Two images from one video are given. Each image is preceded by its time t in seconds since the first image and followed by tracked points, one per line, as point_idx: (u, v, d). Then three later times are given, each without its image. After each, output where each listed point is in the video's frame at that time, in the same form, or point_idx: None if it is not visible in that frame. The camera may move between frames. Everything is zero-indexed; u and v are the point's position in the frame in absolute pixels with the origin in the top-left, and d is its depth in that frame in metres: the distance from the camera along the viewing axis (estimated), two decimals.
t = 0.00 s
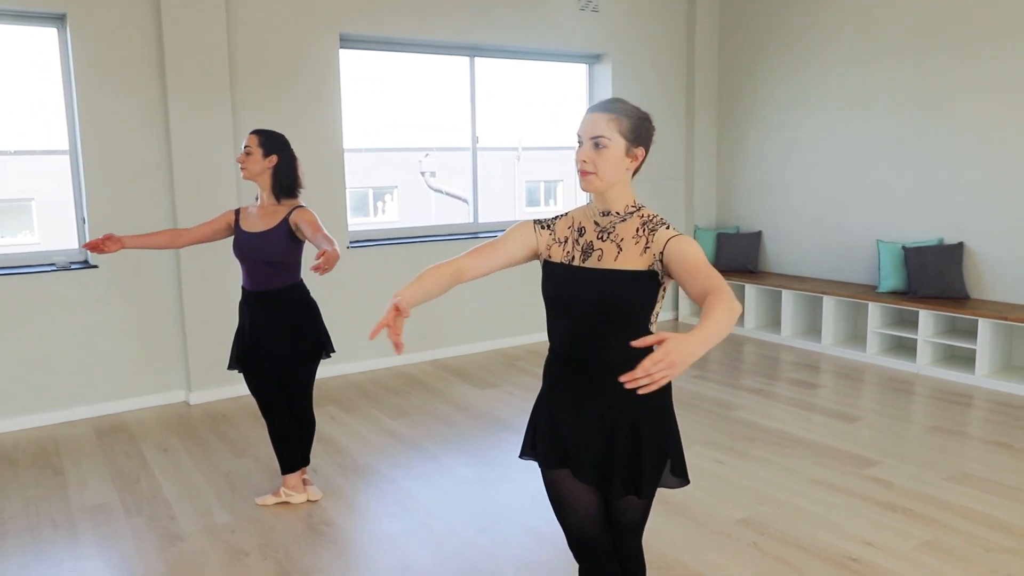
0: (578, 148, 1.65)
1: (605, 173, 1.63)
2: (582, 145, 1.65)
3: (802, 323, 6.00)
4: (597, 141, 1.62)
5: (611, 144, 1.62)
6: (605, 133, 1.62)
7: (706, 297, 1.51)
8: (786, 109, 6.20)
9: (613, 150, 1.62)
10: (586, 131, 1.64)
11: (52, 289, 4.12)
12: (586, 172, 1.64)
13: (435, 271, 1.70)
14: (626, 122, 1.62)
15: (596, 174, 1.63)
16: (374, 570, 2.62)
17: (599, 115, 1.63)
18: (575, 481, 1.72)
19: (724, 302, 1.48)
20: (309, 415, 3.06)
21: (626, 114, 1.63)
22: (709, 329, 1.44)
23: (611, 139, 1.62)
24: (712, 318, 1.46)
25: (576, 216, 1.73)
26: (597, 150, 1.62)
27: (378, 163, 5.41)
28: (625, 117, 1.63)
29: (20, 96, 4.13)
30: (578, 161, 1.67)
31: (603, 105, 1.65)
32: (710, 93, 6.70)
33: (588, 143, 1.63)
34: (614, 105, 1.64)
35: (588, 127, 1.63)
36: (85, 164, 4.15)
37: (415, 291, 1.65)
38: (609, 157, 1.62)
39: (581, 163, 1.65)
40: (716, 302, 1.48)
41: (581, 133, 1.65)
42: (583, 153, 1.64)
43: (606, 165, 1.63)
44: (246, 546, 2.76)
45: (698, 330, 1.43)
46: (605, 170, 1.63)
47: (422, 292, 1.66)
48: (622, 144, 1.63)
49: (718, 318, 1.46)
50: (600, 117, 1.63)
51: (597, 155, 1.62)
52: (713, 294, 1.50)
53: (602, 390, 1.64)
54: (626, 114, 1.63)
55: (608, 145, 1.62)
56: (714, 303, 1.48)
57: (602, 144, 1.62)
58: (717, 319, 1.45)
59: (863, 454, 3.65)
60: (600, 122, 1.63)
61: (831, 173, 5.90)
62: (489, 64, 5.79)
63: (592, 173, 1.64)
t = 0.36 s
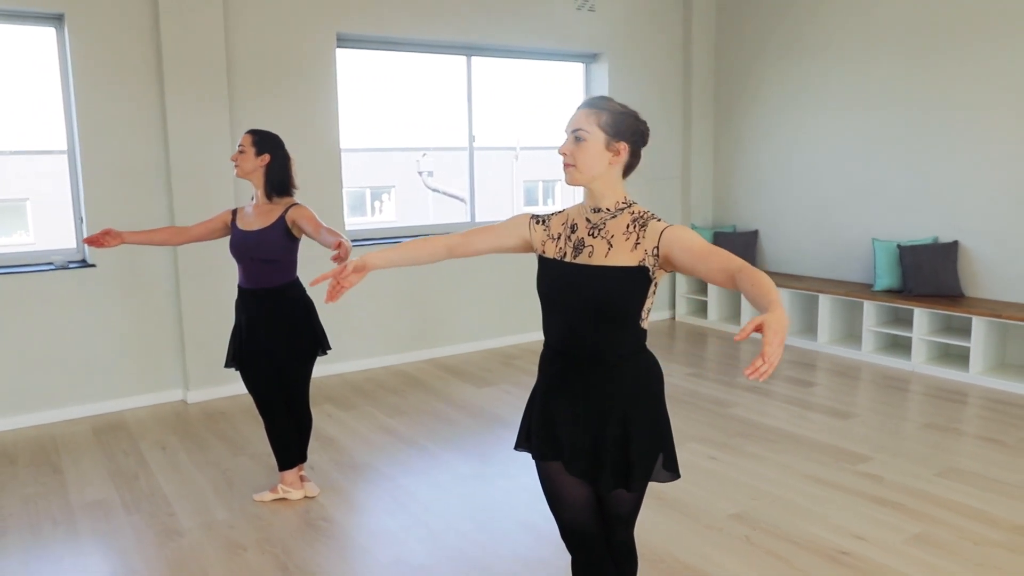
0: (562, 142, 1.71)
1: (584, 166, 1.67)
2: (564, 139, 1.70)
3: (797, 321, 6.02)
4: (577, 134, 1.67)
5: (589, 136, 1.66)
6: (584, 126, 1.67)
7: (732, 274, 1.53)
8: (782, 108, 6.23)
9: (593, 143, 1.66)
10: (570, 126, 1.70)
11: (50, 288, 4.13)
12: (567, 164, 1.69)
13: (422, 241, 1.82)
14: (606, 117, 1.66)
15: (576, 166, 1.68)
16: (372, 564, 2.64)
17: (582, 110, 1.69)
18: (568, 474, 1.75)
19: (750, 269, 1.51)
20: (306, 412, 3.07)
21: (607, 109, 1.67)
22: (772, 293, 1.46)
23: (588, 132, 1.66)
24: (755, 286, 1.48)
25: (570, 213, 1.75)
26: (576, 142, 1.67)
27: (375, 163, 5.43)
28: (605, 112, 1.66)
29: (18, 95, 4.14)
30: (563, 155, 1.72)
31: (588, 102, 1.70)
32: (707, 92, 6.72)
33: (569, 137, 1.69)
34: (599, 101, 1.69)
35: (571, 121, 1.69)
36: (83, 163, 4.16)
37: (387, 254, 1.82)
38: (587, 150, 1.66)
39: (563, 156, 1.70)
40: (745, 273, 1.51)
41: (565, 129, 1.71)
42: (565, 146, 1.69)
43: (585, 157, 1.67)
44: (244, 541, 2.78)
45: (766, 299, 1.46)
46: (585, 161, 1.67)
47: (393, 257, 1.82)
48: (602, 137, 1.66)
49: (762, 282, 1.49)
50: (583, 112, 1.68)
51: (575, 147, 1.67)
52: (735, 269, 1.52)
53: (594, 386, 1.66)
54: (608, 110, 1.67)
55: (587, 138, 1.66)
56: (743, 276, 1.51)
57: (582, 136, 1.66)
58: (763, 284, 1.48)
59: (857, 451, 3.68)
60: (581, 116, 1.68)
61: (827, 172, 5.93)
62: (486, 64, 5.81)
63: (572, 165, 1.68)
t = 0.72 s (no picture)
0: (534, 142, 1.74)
1: (556, 164, 1.70)
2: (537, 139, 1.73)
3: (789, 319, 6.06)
4: (548, 133, 1.70)
5: (561, 135, 1.69)
6: (556, 126, 1.70)
7: (719, 265, 1.58)
8: (773, 108, 6.26)
9: (564, 142, 1.69)
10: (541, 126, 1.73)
11: (43, 287, 4.15)
12: (539, 162, 1.72)
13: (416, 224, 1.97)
14: (578, 116, 1.69)
15: (547, 163, 1.71)
16: (360, 559, 2.68)
17: (554, 110, 1.72)
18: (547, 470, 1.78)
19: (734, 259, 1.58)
20: (294, 410, 3.10)
21: (579, 109, 1.70)
22: (764, 277, 1.54)
23: (559, 130, 1.69)
24: (745, 272, 1.55)
25: (547, 212, 1.78)
26: (547, 141, 1.70)
27: (367, 163, 5.44)
28: (576, 111, 1.70)
29: (10, 95, 4.16)
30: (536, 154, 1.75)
31: (560, 103, 1.73)
32: (698, 91, 6.75)
33: (542, 136, 1.72)
34: (570, 102, 1.72)
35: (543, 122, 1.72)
36: (75, 163, 4.18)
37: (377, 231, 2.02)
38: (558, 148, 1.69)
39: (536, 155, 1.73)
40: (731, 262, 1.57)
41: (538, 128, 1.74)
42: (537, 145, 1.72)
43: (556, 155, 1.70)
44: (234, 538, 2.81)
45: (764, 283, 1.53)
46: (557, 159, 1.70)
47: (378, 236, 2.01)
48: (572, 136, 1.69)
49: (751, 268, 1.55)
50: (554, 112, 1.71)
51: (546, 145, 1.70)
52: (720, 259, 1.58)
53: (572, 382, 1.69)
54: (579, 110, 1.70)
55: (559, 137, 1.69)
56: (730, 265, 1.56)
57: (553, 135, 1.70)
58: (753, 270, 1.55)
59: (843, 448, 3.71)
60: (553, 116, 1.71)
61: (817, 171, 5.97)
62: (477, 64, 5.83)
63: (543, 164, 1.71)
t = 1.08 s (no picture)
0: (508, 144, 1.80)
1: (528, 165, 1.75)
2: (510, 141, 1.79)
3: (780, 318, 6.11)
4: (520, 135, 1.76)
5: (532, 137, 1.74)
6: (528, 128, 1.75)
7: (691, 257, 1.63)
8: (764, 108, 6.31)
9: (535, 143, 1.75)
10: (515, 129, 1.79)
11: (39, 286, 4.20)
12: (513, 164, 1.77)
13: (401, 218, 2.10)
14: (548, 119, 1.75)
15: (520, 164, 1.76)
16: (348, 553, 2.73)
17: (526, 113, 1.77)
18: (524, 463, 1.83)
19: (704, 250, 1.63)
20: (285, 406, 3.15)
21: (550, 112, 1.75)
22: (735, 264, 1.58)
23: (530, 133, 1.75)
24: (716, 261, 1.60)
25: (522, 211, 1.83)
26: (520, 143, 1.76)
27: (360, 163, 5.49)
28: (546, 113, 1.75)
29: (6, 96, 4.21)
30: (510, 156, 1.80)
31: (532, 106, 1.79)
32: (690, 91, 6.80)
33: (515, 138, 1.77)
34: (541, 105, 1.78)
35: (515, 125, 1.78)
36: (71, 163, 4.23)
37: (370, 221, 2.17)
38: (530, 149, 1.75)
39: (510, 157, 1.79)
40: (701, 253, 1.62)
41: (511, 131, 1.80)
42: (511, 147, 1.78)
43: (529, 156, 1.75)
44: (225, 532, 2.86)
45: (735, 270, 1.57)
46: (529, 160, 1.75)
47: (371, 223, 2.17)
48: (543, 137, 1.74)
49: (720, 258, 1.60)
50: (526, 115, 1.77)
51: (519, 147, 1.75)
52: (691, 252, 1.63)
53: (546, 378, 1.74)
54: (549, 112, 1.75)
55: (530, 138, 1.75)
56: (701, 257, 1.61)
57: (525, 137, 1.75)
58: (723, 260, 1.59)
59: (827, 445, 3.77)
60: (525, 119, 1.77)
61: (808, 172, 6.01)
62: (470, 65, 5.88)
63: (516, 165, 1.76)
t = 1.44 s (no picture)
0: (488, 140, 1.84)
1: (509, 160, 1.80)
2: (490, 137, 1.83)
3: (775, 315, 6.15)
4: (499, 132, 1.80)
5: (511, 133, 1.78)
6: (507, 125, 1.79)
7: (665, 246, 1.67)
8: (759, 107, 6.34)
9: (514, 139, 1.79)
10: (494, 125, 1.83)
11: (38, 282, 4.25)
12: (494, 160, 1.82)
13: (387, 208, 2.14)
14: (526, 114, 1.78)
15: (501, 160, 1.80)
16: (340, 544, 2.77)
17: (504, 110, 1.81)
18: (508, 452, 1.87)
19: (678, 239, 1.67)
20: (278, 400, 3.19)
21: (527, 108, 1.79)
22: (707, 250, 1.62)
23: (509, 129, 1.79)
24: (689, 248, 1.64)
25: (503, 205, 1.87)
26: (499, 139, 1.80)
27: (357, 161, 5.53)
28: (524, 109, 1.79)
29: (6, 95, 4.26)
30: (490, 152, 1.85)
31: (509, 103, 1.82)
32: (686, 90, 6.83)
33: (494, 134, 1.81)
34: (519, 101, 1.81)
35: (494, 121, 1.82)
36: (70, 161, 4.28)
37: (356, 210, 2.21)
38: (509, 145, 1.79)
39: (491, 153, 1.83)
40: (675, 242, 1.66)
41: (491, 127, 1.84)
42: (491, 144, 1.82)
43: (508, 152, 1.79)
44: (220, 523, 2.90)
45: (708, 256, 1.61)
46: (509, 156, 1.80)
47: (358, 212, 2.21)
48: (522, 132, 1.78)
49: (694, 245, 1.64)
50: (505, 112, 1.81)
51: (498, 144, 1.80)
52: (665, 242, 1.67)
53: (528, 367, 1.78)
54: (526, 108, 1.79)
55: (509, 134, 1.79)
56: (675, 245, 1.65)
57: (505, 134, 1.79)
58: (696, 246, 1.63)
59: (817, 439, 3.80)
60: (503, 115, 1.80)
61: (802, 170, 6.05)
62: (467, 64, 5.91)
63: (496, 161, 1.81)
